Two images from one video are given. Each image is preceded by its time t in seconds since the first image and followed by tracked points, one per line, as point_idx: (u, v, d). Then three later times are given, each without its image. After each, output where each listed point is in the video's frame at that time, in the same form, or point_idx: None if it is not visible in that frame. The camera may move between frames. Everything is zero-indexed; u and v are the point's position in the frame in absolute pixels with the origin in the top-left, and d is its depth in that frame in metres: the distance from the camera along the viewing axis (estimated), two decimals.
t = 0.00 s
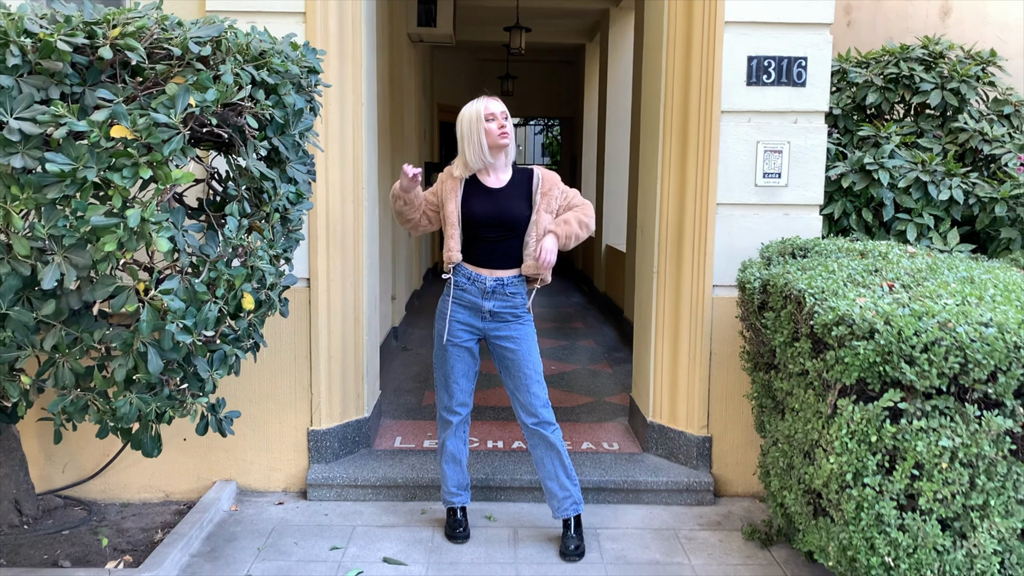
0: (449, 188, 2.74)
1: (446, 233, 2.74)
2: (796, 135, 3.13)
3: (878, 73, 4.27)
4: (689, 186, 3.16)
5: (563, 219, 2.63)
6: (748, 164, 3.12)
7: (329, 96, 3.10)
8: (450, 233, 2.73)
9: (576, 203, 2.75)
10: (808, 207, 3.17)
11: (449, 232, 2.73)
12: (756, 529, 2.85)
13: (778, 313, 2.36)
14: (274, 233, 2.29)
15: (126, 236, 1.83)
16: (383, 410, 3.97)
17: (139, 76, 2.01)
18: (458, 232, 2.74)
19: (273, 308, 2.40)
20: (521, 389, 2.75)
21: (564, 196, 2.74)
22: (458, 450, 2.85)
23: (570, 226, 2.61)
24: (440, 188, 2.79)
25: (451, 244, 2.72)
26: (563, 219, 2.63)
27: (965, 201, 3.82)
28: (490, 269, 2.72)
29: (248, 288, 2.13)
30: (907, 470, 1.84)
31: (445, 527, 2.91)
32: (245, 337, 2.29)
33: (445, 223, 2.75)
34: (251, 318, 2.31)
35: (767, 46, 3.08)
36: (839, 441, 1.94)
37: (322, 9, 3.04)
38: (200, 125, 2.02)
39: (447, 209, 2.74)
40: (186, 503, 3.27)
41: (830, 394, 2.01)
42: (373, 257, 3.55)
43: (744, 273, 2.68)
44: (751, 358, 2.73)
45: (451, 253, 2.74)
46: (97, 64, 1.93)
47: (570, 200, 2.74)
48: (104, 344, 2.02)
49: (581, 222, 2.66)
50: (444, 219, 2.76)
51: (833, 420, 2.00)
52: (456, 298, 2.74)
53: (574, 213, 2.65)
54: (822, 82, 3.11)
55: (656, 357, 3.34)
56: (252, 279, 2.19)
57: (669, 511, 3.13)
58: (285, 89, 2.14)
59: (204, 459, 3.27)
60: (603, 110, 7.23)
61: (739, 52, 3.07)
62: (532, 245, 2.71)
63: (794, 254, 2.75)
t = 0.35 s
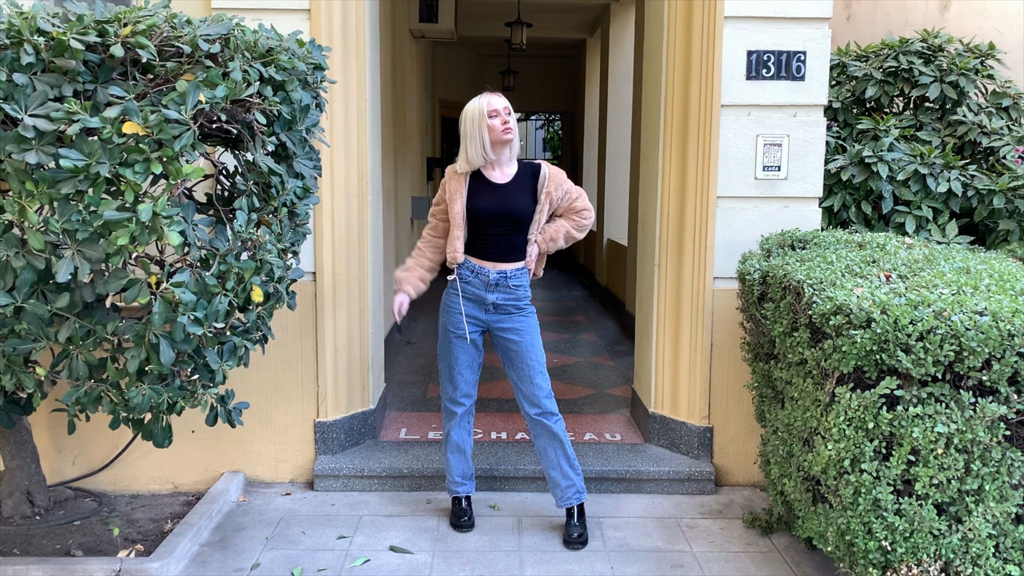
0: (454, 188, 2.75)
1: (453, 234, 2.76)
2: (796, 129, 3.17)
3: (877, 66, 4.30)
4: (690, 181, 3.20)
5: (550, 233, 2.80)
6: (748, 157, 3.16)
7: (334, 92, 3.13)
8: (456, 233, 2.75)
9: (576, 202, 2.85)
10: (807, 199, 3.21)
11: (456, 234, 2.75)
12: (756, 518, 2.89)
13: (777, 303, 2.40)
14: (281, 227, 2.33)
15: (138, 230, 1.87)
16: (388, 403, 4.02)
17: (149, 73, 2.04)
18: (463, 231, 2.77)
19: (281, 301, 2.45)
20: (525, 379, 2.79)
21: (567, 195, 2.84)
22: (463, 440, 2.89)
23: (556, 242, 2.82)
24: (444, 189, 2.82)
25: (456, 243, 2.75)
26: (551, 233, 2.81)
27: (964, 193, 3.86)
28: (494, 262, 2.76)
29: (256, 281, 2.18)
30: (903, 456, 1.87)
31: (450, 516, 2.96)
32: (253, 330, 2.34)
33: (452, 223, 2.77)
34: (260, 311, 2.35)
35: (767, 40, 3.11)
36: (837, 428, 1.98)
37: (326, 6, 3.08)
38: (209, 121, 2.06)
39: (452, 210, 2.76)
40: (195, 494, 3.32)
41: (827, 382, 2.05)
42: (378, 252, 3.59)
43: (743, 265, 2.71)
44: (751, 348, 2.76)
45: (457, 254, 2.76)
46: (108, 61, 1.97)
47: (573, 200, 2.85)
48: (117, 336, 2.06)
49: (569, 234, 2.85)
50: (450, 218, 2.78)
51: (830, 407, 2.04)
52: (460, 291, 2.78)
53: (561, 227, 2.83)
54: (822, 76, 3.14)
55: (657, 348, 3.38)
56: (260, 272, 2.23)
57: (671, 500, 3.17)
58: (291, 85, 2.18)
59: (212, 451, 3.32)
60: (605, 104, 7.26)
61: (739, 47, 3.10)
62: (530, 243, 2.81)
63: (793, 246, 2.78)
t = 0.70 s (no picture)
0: (465, 191, 2.71)
1: (466, 237, 2.72)
2: (798, 127, 3.16)
3: (880, 65, 4.29)
4: (693, 179, 3.20)
5: (549, 231, 2.80)
6: (750, 155, 3.16)
7: (338, 90, 3.14)
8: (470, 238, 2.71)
9: (580, 198, 2.81)
10: (810, 197, 3.20)
11: (470, 237, 2.71)
12: (758, 516, 2.90)
13: (780, 302, 2.40)
14: (284, 224, 2.33)
15: (142, 227, 1.87)
16: (391, 400, 4.02)
17: (153, 70, 2.05)
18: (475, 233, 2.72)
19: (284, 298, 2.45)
20: (531, 376, 2.80)
21: (569, 192, 2.81)
22: (468, 438, 2.90)
23: (554, 241, 2.81)
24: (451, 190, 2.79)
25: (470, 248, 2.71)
26: (549, 231, 2.80)
27: (967, 192, 3.85)
28: (504, 259, 2.77)
29: (260, 277, 2.18)
30: (905, 455, 1.88)
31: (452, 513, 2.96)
32: (256, 327, 2.34)
33: (463, 225, 2.73)
34: (264, 307, 2.35)
35: (770, 39, 3.10)
36: (839, 427, 1.98)
37: (330, 4, 3.08)
38: (213, 118, 2.07)
39: (464, 215, 2.71)
40: (197, 490, 3.33)
41: (830, 381, 2.04)
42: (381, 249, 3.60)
43: (746, 263, 2.71)
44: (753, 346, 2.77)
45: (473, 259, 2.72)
46: (113, 58, 1.98)
47: (576, 197, 2.80)
48: (120, 332, 2.07)
49: (569, 233, 2.81)
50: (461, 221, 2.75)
51: (833, 406, 2.04)
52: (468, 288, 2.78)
53: (561, 224, 2.80)
54: (824, 74, 3.14)
55: (659, 347, 3.39)
56: (264, 270, 2.24)
57: (673, 498, 3.18)
58: (295, 82, 2.19)
59: (215, 447, 3.33)
60: (607, 102, 7.25)
61: (742, 45, 3.10)
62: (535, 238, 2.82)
63: (796, 244, 2.79)
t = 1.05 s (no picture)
0: (471, 189, 2.64)
1: (474, 237, 2.66)
2: (801, 125, 3.12)
3: (882, 61, 4.25)
4: (694, 178, 3.15)
5: (551, 230, 2.77)
6: (752, 153, 3.11)
7: (334, 85, 3.09)
8: (476, 238, 2.66)
9: (581, 198, 2.81)
10: (813, 196, 3.16)
11: (478, 237, 2.66)
12: (760, 518, 2.87)
13: (783, 302, 2.36)
14: (280, 224, 2.28)
15: (133, 227, 1.82)
16: (388, 400, 3.98)
17: (145, 67, 2.01)
18: (482, 233, 2.67)
19: (279, 298, 2.40)
20: (533, 377, 2.76)
21: (571, 190, 2.80)
22: (468, 440, 2.86)
23: (556, 239, 2.77)
24: (455, 187, 2.71)
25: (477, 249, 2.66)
26: (551, 230, 2.77)
27: (970, 190, 3.81)
28: (506, 259, 2.73)
29: (255, 278, 2.14)
30: (913, 460, 1.84)
31: (450, 516, 2.93)
32: (251, 328, 2.29)
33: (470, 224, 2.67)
34: (258, 308, 2.31)
35: (772, 35, 3.06)
36: (844, 431, 1.93)
37: None
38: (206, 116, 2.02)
39: (471, 215, 2.65)
40: (192, 492, 3.29)
41: (835, 384, 2.00)
42: (378, 248, 3.55)
43: (748, 263, 2.67)
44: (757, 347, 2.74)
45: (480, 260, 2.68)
46: (103, 54, 1.93)
47: (577, 197, 2.80)
48: (111, 334, 2.02)
49: (571, 233, 2.80)
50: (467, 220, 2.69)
51: (838, 409, 2.00)
52: (472, 289, 2.73)
53: (563, 223, 2.79)
54: (828, 71, 3.09)
55: (660, 347, 3.35)
56: (258, 270, 2.19)
57: (674, 499, 3.14)
58: (290, 78, 2.14)
59: (210, 449, 3.28)
60: (606, 99, 7.20)
61: (744, 41, 3.06)
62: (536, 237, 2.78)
63: (800, 244, 2.75)
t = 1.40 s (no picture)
0: (463, 182, 2.54)
1: (468, 234, 2.54)
2: (804, 118, 3.02)
3: (883, 53, 4.16)
4: (694, 174, 3.05)
5: (545, 224, 2.67)
6: (754, 148, 3.01)
7: (321, 80, 2.98)
8: (470, 234, 2.54)
9: (573, 191, 2.74)
10: (817, 191, 3.06)
11: (472, 233, 2.54)
12: (766, 525, 2.78)
13: (790, 303, 2.27)
14: (263, 226, 2.17)
15: (104, 232, 1.71)
16: (382, 404, 3.88)
17: (115, 61, 1.88)
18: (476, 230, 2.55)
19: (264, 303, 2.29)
20: (532, 382, 2.66)
21: (562, 185, 2.72)
22: (464, 449, 2.76)
23: (551, 232, 2.68)
24: (444, 182, 2.59)
25: (472, 246, 2.54)
26: (545, 223, 2.67)
27: (976, 183, 3.73)
28: (501, 258, 2.62)
29: (236, 284, 2.03)
30: (930, 470, 1.75)
31: (445, 526, 2.83)
32: (233, 336, 2.18)
33: (462, 221, 2.55)
34: (241, 315, 2.20)
35: (773, 25, 2.96)
36: (858, 439, 1.85)
37: None
38: (182, 114, 1.90)
39: (463, 209, 2.54)
40: (179, 503, 3.18)
41: (847, 390, 1.91)
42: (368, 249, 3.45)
43: (752, 262, 2.58)
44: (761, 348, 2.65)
45: (475, 257, 2.55)
46: (72, 49, 1.81)
47: (569, 190, 2.73)
48: (84, 345, 1.91)
49: (566, 226, 2.70)
50: (459, 217, 2.57)
51: (850, 417, 1.91)
52: (467, 291, 2.62)
53: (557, 216, 2.69)
54: (831, 62, 2.99)
55: (660, 348, 3.25)
56: (240, 275, 2.08)
57: (676, 505, 3.05)
58: (272, 73, 2.03)
59: (197, 458, 3.17)
60: (601, 93, 7.09)
61: (745, 32, 2.96)
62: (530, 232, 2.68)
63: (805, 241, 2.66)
